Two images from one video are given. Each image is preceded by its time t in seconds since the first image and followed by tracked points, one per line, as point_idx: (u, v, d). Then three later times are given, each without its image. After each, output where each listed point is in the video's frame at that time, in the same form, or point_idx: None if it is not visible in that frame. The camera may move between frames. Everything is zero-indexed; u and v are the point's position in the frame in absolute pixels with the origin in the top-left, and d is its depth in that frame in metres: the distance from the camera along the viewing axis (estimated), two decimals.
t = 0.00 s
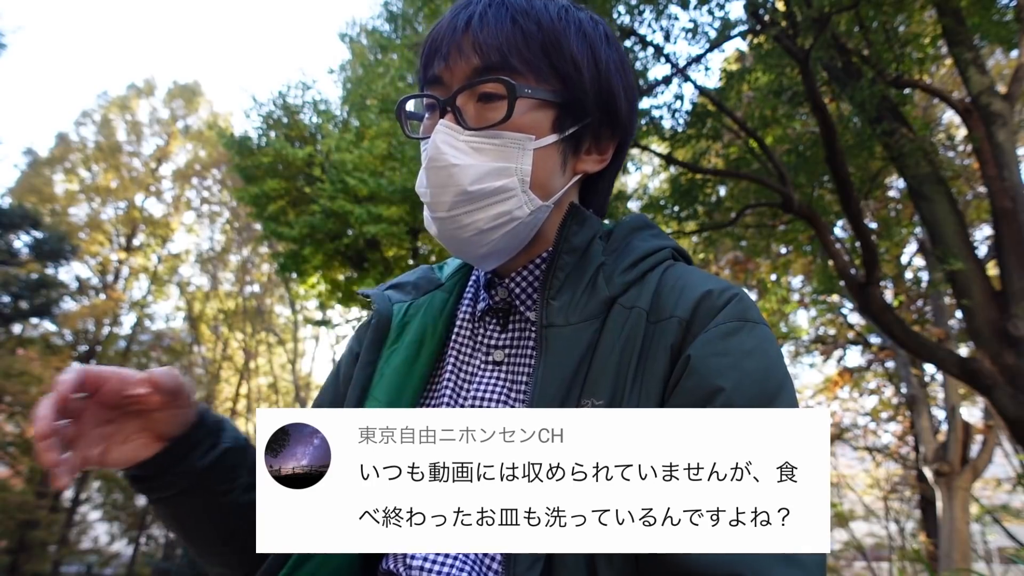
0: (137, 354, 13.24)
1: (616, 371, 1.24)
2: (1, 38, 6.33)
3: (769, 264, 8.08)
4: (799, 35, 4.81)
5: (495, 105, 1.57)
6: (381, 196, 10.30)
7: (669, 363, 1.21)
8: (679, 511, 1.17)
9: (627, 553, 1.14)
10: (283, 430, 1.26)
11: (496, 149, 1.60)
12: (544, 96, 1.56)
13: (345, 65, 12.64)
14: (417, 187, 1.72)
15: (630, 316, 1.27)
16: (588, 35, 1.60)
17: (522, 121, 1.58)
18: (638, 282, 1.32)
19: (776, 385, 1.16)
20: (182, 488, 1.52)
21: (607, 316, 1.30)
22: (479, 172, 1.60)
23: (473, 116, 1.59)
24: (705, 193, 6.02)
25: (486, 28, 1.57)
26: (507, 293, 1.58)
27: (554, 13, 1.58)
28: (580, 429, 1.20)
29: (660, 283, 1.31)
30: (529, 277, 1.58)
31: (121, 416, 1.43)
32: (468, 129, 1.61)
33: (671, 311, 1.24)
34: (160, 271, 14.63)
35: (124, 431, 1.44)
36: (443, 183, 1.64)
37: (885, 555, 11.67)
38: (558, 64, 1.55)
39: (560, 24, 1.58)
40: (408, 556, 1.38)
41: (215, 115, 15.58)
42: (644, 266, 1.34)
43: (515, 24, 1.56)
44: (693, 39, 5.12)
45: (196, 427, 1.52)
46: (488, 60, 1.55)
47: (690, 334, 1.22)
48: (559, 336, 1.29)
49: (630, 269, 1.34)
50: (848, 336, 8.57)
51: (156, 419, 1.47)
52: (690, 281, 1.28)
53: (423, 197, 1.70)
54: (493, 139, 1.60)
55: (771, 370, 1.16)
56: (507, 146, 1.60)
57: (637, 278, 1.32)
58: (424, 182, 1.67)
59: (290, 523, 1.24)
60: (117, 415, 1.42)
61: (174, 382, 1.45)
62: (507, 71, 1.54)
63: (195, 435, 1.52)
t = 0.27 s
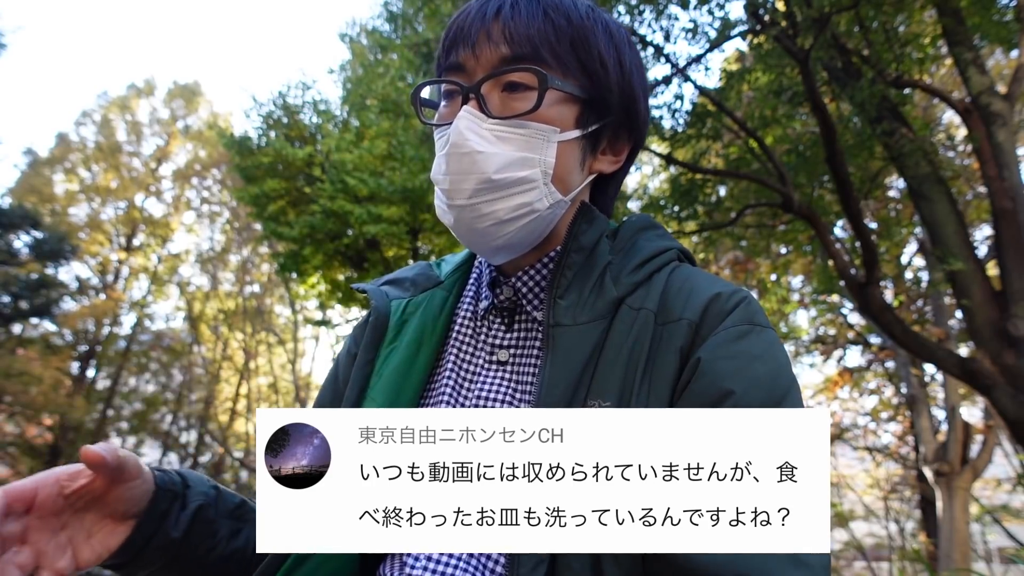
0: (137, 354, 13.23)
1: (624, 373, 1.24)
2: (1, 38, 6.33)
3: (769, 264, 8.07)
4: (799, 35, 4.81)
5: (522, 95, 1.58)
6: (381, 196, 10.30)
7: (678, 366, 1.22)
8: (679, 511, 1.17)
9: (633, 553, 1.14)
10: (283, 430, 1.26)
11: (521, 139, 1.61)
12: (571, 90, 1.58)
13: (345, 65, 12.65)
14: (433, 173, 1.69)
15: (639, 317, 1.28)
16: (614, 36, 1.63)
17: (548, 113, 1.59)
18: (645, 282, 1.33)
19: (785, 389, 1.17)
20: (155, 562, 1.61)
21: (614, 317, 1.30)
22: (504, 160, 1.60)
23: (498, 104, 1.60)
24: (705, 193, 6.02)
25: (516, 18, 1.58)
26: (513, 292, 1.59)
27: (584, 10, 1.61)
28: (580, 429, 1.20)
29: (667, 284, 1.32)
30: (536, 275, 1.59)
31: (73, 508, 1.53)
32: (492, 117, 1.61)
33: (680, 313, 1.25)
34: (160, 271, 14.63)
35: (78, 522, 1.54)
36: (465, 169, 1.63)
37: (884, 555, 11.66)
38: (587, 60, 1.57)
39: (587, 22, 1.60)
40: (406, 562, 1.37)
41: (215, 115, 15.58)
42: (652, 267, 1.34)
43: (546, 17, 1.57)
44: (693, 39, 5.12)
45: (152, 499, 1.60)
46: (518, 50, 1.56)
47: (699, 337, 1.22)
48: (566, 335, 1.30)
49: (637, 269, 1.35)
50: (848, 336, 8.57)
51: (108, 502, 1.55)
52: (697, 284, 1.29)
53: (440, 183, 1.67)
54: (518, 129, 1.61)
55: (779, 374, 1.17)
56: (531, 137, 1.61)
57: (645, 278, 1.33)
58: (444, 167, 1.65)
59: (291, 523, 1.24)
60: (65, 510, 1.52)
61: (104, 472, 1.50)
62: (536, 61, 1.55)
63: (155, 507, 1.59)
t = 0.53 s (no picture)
0: (136, 354, 13.24)
1: (621, 339, 1.27)
2: (1, 38, 6.33)
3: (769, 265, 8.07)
4: (800, 34, 4.81)
5: (521, 80, 1.60)
6: (381, 196, 10.30)
7: (672, 322, 1.24)
8: (679, 511, 1.17)
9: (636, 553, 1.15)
10: (283, 430, 1.26)
11: (519, 123, 1.62)
12: (570, 75, 1.59)
13: (345, 65, 12.66)
14: (433, 159, 1.71)
15: (634, 281, 1.32)
16: (615, 25, 1.64)
17: (546, 97, 1.60)
18: (641, 248, 1.37)
19: (781, 340, 1.17)
20: (198, 467, 1.57)
21: (612, 285, 1.34)
22: (500, 142, 1.60)
23: (498, 90, 1.62)
24: (705, 193, 6.01)
25: (518, 7, 1.61)
26: (518, 275, 1.58)
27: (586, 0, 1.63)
28: (580, 428, 1.20)
29: (662, 246, 1.36)
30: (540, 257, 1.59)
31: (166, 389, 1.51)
32: (493, 101, 1.63)
33: (675, 271, 1.29)
34: (160, 271, 14.63)
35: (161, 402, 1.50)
36: (463, 153, 1.64)
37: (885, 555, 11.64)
38: (587, 45, 1.59)
39: (590, 11, 1.62)
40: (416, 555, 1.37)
41: (215, 115, 15.57)
42: (647, 232, 1.39)
43: (547, 5, 1.60)
44: (693, 39, 5.12)
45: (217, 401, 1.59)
46: (518, 35, 1.58)
47: (692, 293, 1.26)
48: (563, 303, 1.34)
49: (633, 236, 1.40)
50: (848, 336, 8.56)
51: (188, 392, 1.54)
52: (691, 240, 1.33)
53: (439, 168, 1.69)
54: (517, 114, 1.62)
55: (773, 322, 1.17)
56: (530, 121, 1.62)
57: (640, 244, 1.37)
58: (443, 152, 1.67)
59: (291, 523, 1.24)
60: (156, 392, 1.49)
61: (196, 352, 1.49)
62: (535, 46, 1.57)
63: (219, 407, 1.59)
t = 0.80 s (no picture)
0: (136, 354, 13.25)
1: (621, 349, 1.26)
2: (1, 38, 6.33)
3: (769, 265, 8.08)
4: (799, 34, 4.81)
5: (523, 83, 1.59)
6: (381, 196, 10.30)
7: (676, 336, 1.23)
8: (679, 511, 1.17)
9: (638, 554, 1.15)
10: (283, 429, 1.26)
11: (522, 127, 1.62)
12: (574, 77, 1.59)
13: (345, 65, 12.67)
14: (433, 161, 1.69)
15: (636, 292, 1.30)
16: (618, 24, 1.64)
17: (550, 100, 1.60)
18: (644, 255, 1.35)
19: (784, 355, 1.17)
20: (149, 476, 1.59)
21: (613, 291, 1.33)
22: (504, 147, 1.60)
23: (501, 93, 1.60)
24: (705, 193, 6.00)
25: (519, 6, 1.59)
26: (516, 278, 1.59)
27: None
28: (580, 428, 1.21)
29: (665, 256, 1.34)
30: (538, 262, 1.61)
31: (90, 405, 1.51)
32: (495, 105, 1.61)
33: (678, 282, 1.27)
34: (160, 271, 14.62)
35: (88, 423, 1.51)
36: (464, 157, 1.63)
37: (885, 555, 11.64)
38: (591, 47, 1.58)
39: (593, 10, 1.61)
40: (406, 557, 1.37)
41: (215, 115, 15.57)
42: (650, 239, 1.37)
43: (550, 4, 1.59)
44: (693, 39, 5.12)
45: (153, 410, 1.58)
46: (521, 36, 1.57)
47: (696, 307, 1.25)
48: (562, 310, 1.31)
49: (636, 242, 1.38)
50: (848, 336, 8.56)
51: (117, 408, 1.53)
52: (696, 250, 1.31)
53: (439, 171, 1.68)
54: (521, 118, 1.61)
55: (778, 340, 1.16)
56: (533, 126, 1.62)
57: (642, 252, 1.35)
58: (444, 156, 1.65)
59: (291, 522, 1.24)
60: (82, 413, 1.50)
61: (114, 367, 1.50)
62: (538, 47, 1.56)
63: (157, 417, 1.59)
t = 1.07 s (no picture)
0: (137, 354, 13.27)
1: (633, 339, 1.27)
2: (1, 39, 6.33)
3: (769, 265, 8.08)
4: (800, 34, 4.81)
5: (549, 66, 1.60)
6: (381, 196, 10.31)
7: (687, 328, 1.24)
8: (679, 511, 1.17)
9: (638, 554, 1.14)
10: (283, 430, 1.26)
11: (546, 109, 1.62)
12: (600, 64, 1.59)
13: (345, 65, 12.66)
14: (455, 140, 1.70)
15: (649, 284, 1.31)
16: (644, 17, 1.64)
17: (573, 84, 1.59)
18: (657, 248, 1.38)
19: (793, 352, 1.18)
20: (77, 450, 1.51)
21: (626, 284, 1.34)
22: (527, 127, 1.61)
23: (526, 74, 1.62)
24: (705, 193, 5.98)
25: None
26: (528, 266, 1.59)
27: None
28: (580, 428, 1.20)
29: (677, 249, 1.35)
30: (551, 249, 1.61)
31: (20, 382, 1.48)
32: (519, 86, 1.62)
33: (690, 275, 1.29)
34: (160, 271, 14.62)
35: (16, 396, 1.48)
36: (488, 136, 1.63)
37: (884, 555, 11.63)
38: (618, 37, 1.58)
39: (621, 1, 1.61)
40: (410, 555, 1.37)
41: (215, 115, 15.57)
42: (663, 231, 1.39)
43: None
44: (693, 38, 5.12)
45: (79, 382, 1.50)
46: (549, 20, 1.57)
47: (709, 299, 1.26)
48: (576, 301, 1.33)
49: (649, 235, 1.40)
50: (848, 336, 8.56)
51: (30, 372, 1.46)
52: (707, 244, 1.33)
53: (461, 150, 1.68)
54: (545, 99, 1.62)
55: (789, 334, 1.17)
56: (556, 108, 1.62)
57: (656, 244, 1.37)
58: (467, 134, 1.66)
59: (291, 523, 1.24)
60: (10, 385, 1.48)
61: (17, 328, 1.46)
62: (565, 32, 1.56)
63: (79, 390, 1.50)
